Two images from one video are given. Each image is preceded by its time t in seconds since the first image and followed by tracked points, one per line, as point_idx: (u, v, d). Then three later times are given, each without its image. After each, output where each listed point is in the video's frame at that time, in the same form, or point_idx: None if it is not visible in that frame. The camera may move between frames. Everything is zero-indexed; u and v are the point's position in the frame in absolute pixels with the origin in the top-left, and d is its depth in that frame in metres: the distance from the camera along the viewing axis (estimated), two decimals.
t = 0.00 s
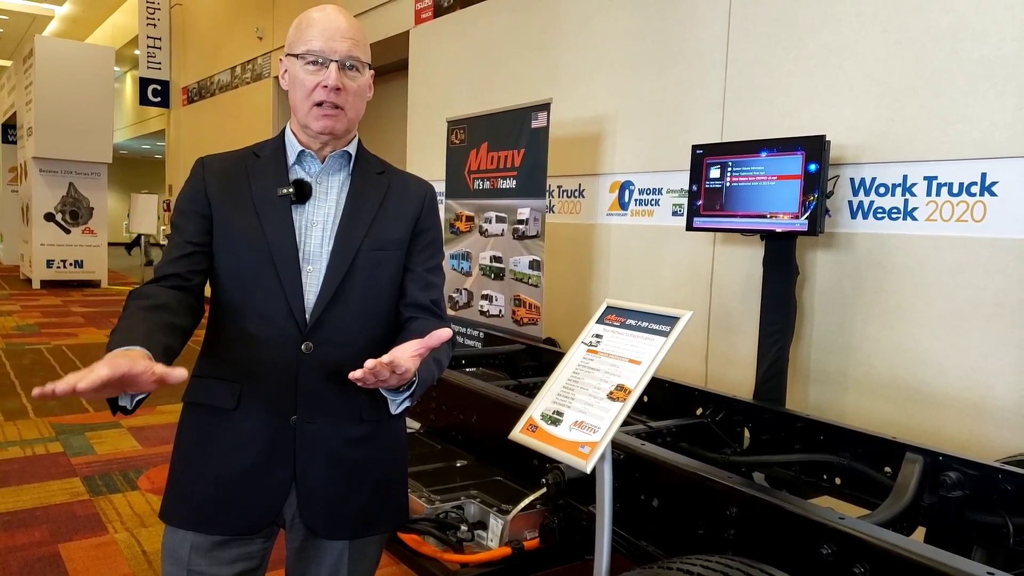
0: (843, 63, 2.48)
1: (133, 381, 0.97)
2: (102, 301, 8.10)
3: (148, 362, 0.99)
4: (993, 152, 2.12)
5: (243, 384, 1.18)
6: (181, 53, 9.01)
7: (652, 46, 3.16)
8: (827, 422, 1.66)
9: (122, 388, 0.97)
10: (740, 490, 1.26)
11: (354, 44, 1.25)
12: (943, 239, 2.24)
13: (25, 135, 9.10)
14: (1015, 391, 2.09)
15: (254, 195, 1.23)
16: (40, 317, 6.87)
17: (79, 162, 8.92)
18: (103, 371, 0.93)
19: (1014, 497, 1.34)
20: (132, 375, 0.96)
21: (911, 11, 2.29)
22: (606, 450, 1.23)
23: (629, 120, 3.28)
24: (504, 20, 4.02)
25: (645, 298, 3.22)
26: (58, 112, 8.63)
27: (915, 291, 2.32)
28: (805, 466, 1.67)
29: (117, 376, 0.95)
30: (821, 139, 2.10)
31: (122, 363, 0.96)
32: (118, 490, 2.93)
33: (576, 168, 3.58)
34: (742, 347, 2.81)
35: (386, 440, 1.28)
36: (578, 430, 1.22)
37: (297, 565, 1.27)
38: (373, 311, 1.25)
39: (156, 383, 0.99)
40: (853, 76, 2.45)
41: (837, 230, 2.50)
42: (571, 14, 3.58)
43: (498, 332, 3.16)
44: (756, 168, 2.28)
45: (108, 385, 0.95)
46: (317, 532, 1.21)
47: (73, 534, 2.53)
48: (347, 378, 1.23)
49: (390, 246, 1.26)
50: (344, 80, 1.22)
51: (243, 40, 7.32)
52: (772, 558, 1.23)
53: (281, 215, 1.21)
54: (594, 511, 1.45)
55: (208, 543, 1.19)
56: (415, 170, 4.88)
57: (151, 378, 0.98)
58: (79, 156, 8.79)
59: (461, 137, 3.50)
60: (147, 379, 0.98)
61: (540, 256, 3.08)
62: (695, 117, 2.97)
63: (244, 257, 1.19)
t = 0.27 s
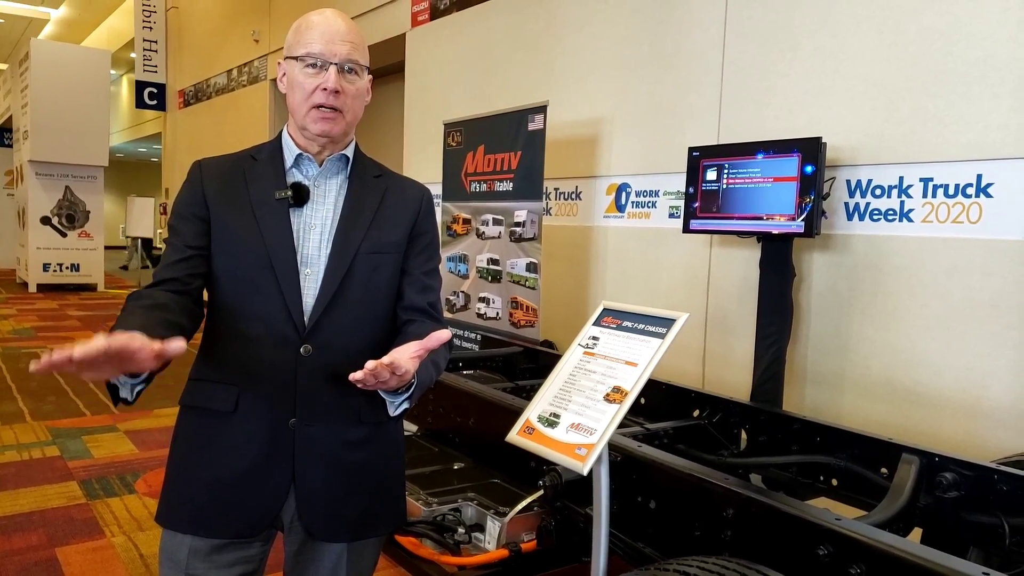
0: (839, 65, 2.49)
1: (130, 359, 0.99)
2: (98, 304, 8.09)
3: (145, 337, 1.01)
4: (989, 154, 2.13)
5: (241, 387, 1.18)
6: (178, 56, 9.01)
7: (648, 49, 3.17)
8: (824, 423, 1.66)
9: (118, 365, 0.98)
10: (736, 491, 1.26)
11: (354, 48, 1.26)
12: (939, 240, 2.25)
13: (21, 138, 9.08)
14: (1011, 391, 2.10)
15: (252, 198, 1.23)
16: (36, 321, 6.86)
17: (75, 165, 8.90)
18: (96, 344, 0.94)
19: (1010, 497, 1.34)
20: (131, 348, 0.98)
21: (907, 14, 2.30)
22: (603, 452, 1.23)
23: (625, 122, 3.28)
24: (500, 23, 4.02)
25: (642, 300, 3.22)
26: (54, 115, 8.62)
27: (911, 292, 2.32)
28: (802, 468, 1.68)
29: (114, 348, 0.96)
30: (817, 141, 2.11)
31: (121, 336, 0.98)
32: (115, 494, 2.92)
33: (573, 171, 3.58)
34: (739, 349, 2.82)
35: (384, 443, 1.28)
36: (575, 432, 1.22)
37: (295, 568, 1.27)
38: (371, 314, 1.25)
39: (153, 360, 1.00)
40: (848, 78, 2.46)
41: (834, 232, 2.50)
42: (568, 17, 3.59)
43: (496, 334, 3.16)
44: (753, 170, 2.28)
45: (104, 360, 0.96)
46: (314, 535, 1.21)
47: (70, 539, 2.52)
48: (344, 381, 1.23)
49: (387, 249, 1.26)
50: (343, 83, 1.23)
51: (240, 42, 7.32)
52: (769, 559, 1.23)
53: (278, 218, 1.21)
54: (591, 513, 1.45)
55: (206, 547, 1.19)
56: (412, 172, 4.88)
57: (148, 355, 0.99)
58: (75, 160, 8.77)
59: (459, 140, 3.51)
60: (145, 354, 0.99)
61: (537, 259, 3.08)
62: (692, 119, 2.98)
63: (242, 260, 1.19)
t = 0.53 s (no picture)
0: (835, 67, 2.49)
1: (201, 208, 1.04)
2: (95, 305, 8.07)
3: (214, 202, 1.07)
4: (985, 155, 2.14)
5: (236, 387, 1.17)
6: (175, 56, 9.00)
7: (645, 50, 3.17)
8: (820, 424, 1.67)
9: (189, 208, 1.03)
10: (732, 492, 1.26)
11: (351, 48, 1.26)
12: (935, 241, 2.25)
13: (18, 138, 9.05)
14: (1007, 392, 2.10)
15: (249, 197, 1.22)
16: (33, 321, 6.84)
17: (72, 166, 8.89)
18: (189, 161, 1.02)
19: (1005, 498, 1.35)
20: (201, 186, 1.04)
21: (903, 15, 2.30)
22: (599, 453, 1.23)
23: (622, 124, 3.29)
24: (498, 24, 4.02)
25: (638, 302, 3.22)
26: (51, 115, 8.60)
27: (908, 293, 2.33)
28: (797, 469, 1.68)
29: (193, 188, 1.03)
30: (813, 142, 2.11)
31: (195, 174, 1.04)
32: (111, 494, 2.92)
33: (570, 172, 3.58)
34: (736, 350, 2.82)
35: (379, 443, 1.28)
36: (571, 433, 1.22)
37: (290, 569, 1.27)
38: (366, 314, 1.25)
39: (221, 221, 1.05)
40: (845, 79, 2.47)
41: (830, 233, 2.50)
42: (565, 18, 3.59)
43: (493, 335, 3.16)
44: (750, 172, 2.28)
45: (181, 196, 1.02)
46: (309, 535, 1.21)
47: (66, 539, 2.52)
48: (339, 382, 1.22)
49: (383, 250, 1.26)
50: (340, 83, 1.23)
51: (237, 43, 7.31)
52: (764, 559, 1.23)
53: (274, 218, 1.21)
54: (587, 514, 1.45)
55: (202, 546, 1.19)
56: (409, 173, 4.88)
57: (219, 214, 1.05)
58: (72, 160, 8.76)
59: (456, 140, 3.51)
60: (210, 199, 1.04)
61: (534, 260, 3.08)
62: (689, 121, 2.98)
63: (238, 259, 1.19)
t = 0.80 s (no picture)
0: (833, 65, 2.49)
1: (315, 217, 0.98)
2: (96, 308, 8.07)
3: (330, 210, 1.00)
4: (984, 153, 2.13)
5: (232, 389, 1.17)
6: (174, 59, 9.00)
7: (643, 49, 3.17)
8: (819, 423, 1.67)
9: (306, 215, 0.96)
10: (731, 492, 1.26)
11: (348, 51, 1.25)
12: (934, 239, 2.25)
13: (18, 142, 9.06)
14: (1007, 390, 2.10)
15: (251, 198, 1.22)
16: (33, 324, 6.84)
17: (72, 169, 8.89)
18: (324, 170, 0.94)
19: (1005, 497, 1.34)
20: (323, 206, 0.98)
21: (901, 13, 2.30)
22: (597, 453, 1.23)
23: (620, 123, 3.28)
24: (496, 24, 4.02)
25: (637, 301, 3.22)
26: (51, 118, 8.61)
27: (907, 291, 2.32)
28: (797, 468, 1.67)
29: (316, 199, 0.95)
30: (811, 140, 2.11)
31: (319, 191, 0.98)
32: (111, 497, 2.91)
33: (568, 172, 3.58)
34: (735, 349, 2.82)
35: (376, 444, 1.28)
36: (569, 433, 1.22)
37: (288, 570, 1.26)
38: (362, 316, 1.24)
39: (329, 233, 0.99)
40: (843, 77, 2.46)
41: (829, 231, 2.50)
42: (563, 18, 3.59)
43: (492, 335, 3.15)
44: (748, 170, 2.28)
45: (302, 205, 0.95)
46: (305, 537, 1.21)
47: (66, 542, 2.52)
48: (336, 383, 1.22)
49: (380, 251, 1.26)
50: (337, 86, 1.22)
51: (236, 45, 7.32)
52: (764, 559, 1.23)
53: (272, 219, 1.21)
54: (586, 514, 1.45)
55: (199, 547, 1.19)
56: (408, 174, 4.87)
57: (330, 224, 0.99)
58: (72, 163, 8.77)
59: (454, 141, 3.50)
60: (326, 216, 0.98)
61: (533, 260, 3.08)
62: (687, 120, 2.98)
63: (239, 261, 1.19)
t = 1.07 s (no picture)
0: (837, 67, 2.48)
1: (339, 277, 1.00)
2: (99, 307, 8.09)
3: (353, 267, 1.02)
4: (988, 155, 2.13)
5: (235, 390, 1.17)
6: (178, 59, 9.02)
7: (646, 51, 3.16)
8: (821, 426, 1.66)
9: (330, 276, 0.98)
10: (733, 494, 1.26)
11: (352, 54, 1.25)
12: (938, 241, 2.24)
13: (22, 142, 9.09)
14: (1011, 393, 2.09)
15: (254, 198, 1.22)
16: (37, 324, 6.86)
17: (76, 168, 8.92)
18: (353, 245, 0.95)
19: (1008, 500, 1.34)
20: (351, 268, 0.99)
21: (904, 15, 2.29)
22: (599, 454, 1.23)
23: (623, 125, 3.28)
24: (499, 25, 4.02)
25: (640, 303, 3.21)
26: (55, 118, 8.64)
27: (910, 293, 2.32)
28: (800, 471, 1.67)
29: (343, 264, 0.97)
30: (815, 142, 2.11)
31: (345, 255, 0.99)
32: (114, 496, 2.92)
33: (571, 173, 3.58)
34: (738, 351, 2.81)
35: (377, 445, 1.28)
36: (571, 434, 1.22)
37: (289, 570, 1.27)
38: (364, 317, 1.25)
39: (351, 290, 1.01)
40: (846, 79, 2.46)
41: (832, 233, 2.50)
42: (566, 19, 3.59)
43: (494, 336, 3.15)
44: (751, 172, 2.28)
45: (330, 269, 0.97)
46: (307, 537, 1.21)
47: (68, 541, 2.52)
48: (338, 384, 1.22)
49: (382, 252, 1.26)
50: (340, 90, 1.22)
51: (240, 46, 7.33)
52: (766, 562, 1.23)
53: (275, 219, 1.21)
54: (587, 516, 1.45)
55: (201, 548, 1.19)
56: (411, 175, 4.88)
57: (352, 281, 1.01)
58: (77, 163, 8.79)
59: (457, 142, 3.51)
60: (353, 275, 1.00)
61: (536, 261, 3.08)
62: (690, 121, 2.98)
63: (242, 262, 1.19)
